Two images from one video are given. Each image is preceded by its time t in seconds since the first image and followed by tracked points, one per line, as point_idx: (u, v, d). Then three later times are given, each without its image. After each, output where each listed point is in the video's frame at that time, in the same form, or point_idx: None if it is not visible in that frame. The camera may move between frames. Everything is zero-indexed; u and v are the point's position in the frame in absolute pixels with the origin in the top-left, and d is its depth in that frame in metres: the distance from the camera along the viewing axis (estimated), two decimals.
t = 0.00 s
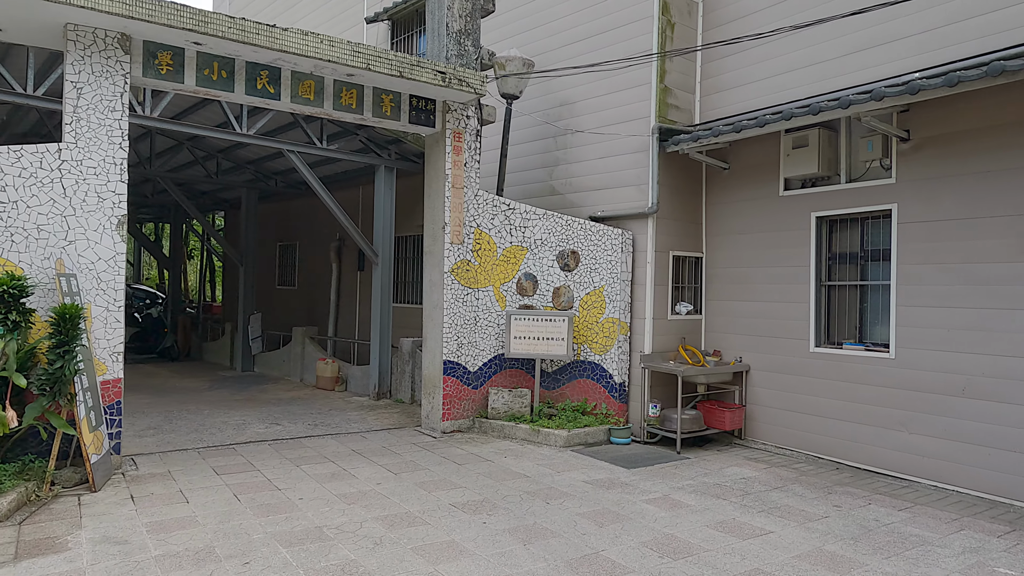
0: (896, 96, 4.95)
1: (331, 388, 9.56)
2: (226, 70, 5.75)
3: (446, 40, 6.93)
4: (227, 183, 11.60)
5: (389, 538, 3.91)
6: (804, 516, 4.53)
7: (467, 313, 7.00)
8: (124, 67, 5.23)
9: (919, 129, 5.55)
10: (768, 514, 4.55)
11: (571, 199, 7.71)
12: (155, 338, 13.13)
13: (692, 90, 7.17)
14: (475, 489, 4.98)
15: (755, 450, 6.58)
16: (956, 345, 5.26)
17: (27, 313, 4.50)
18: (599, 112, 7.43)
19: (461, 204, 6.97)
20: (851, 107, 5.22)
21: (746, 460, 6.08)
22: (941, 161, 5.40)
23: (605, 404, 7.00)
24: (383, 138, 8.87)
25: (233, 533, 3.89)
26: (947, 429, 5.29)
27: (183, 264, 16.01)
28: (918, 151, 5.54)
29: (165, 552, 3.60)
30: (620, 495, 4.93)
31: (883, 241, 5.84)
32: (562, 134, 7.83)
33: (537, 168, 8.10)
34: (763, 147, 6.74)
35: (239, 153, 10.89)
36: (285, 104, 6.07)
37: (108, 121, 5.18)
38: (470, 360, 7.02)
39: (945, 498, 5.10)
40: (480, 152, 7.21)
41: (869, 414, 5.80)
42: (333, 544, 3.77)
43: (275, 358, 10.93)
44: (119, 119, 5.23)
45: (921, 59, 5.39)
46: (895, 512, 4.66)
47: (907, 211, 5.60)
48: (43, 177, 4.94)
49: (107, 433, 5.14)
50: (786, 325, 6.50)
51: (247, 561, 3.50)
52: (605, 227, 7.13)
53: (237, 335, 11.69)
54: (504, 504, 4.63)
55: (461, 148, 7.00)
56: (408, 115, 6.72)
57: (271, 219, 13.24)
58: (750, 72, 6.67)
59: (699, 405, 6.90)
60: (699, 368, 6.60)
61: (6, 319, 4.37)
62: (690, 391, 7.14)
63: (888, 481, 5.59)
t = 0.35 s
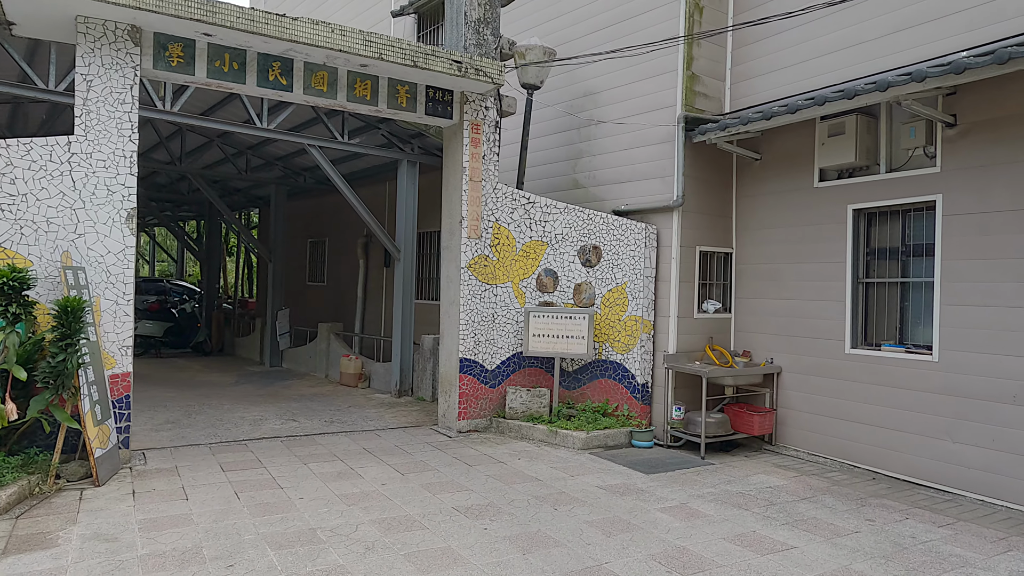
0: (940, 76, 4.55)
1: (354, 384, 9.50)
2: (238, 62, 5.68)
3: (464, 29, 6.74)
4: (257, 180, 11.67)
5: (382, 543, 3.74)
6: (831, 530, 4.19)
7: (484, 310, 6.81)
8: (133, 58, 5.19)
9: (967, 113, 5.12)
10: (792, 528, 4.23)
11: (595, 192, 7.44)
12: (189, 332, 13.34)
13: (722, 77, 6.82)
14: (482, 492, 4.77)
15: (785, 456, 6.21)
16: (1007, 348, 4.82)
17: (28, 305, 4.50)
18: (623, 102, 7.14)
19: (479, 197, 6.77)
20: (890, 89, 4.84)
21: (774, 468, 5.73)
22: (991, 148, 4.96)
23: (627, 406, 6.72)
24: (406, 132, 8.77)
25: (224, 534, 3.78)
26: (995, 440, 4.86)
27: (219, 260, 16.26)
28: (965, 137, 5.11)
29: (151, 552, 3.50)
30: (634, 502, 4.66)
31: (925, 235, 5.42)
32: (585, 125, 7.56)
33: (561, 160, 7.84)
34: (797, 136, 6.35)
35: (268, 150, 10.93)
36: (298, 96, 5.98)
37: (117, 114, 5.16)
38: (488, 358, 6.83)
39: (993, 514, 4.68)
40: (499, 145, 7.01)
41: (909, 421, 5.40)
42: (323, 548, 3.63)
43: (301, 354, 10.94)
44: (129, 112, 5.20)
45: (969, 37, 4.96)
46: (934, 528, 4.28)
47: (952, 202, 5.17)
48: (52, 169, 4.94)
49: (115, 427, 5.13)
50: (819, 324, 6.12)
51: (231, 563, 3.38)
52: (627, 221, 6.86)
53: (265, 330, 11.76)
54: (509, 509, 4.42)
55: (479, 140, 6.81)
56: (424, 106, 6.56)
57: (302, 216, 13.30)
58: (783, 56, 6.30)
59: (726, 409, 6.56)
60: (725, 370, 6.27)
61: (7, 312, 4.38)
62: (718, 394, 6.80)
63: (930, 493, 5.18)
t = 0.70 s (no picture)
0: (940, 64, 4.29)
1: (348, 384, 9.37)
2: (215, 54, 5.54)
3: (452, 21, 6.55)
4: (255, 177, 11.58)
5: (340, 554, 3.57)
6: (818, 545, 3.97)
7: (472, 310, 6.64)
8: (106, 51, 5.07)
9: (971, 104, 4.85)
10: (777, 541, 4.01)
11: (588, 189, 7.21)
12: (189, 330, 13.27)
13: (718, 69, 6.57)
14: (456, 499, 4.60)
15: (781, 464, 5.97)
16: (1013, 353, 4.55)
17: None
18: (617, 96, 6.91)
19: (467, 193, 6.59)
20: (887, 79, 4.59)
21: (767, 476, 5.50)
22: (996, 141, 4.69)
23: (617, 409, 6.50)
24: (399, 128, 8.54)
25: (178, 542, 3.64)
26: (999, 450, 4.60)
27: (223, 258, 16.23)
28: (969, 130, 4.84)
29: (98, 561, 3.37)
30: (614, 512, 4.46)
31: (928, 233, 5.15)
32: (579, 120, 7.34)
33: (553, 156, 7.63)
34: (795, 131, 6.10)
35: (264, 147, 10.82)
36: (278, 90, 5.83)
37: (89, 108, 5.04)
38: (475, 359, 6.65)
39: (996, 528, 4.42)
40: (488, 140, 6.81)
41: (908, 428, 5.14)
42: (278, 559, 3.47)
43: (297, 353, 10.84)
44: (101, 105, 5.08)
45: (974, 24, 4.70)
46: (930, 544, 4.04)
47: (955, 198, 4.90)
48: (21, 164, 4.83)
49: (85, 428, 5.01)
50: (818, 326, 5.87)
51: (178, 575, 3.23)
52: (619, 218, 6.60)
53: (263, 329, 11.68)
54: (481, 518, 4.24)
55: (467, 134, 6.62)
56: (409, 100, 6.40)
57: (301, 214, 13.18)
58: (781, 47, 6.05)
59: (721, 413, 6.32)
60: (719, 373, 6.03)
61: None
62: (712, 397, 6.57)
63: (929, 505, 4.92)
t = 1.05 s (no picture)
0: (941, 45, 4.05)
1: (343, 380, 9.24)
2: (194, 41, 5.42)
3: (441, 8, 6.37)
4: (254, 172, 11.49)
5: (300, 556, 3.42)
6: (807, 553, 3.75)
7: (461, 305, 6.47)
8: (80, 38, 4.95)
9: (977, 91, 4.59)
10: (763, 548, 3.80)
11: (582, 182, 7.00)
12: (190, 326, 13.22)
13: (716, 57, 6.35)
14: (432, 500, 4.43)
15: (777, 466, 5.75)
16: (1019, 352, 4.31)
17: None
18: (611, 86, 6.70)
19: (456, 185, 6.41)
20: (887, 62, 4.35)
21: (762, 478, 5.28)
22: (1002, 129, 4.44)
23: (610, 408, 6.30)
24: (394, 121, 8.43)
25: (133, 541, 3.50)
26: (1005, 454, 4.35)
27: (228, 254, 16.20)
28: (974, 118, 4.59)
29: (46, 561, 3.24)
30: (596, 514, 4.27)
31: (932, 226, 4.91)
32: (574, 111, 7.13)
33: (548, 147, 7.43)
34: (794, 121, 5.86)
35: (262, 140, 10.72)
36: (259, 78, 5.69)
37: (63, 95, 4.93)
38: (465, 355, 6.48)
39: (1000, 537, 4.18)
40: (479, 131, 6.63)
41: (911, 430, 4.90)
42: (234, 561, 3.32)
43: (295, 349, 10.74)
44: (75, 92, 4.97)
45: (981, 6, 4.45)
46: (927, 553, 3.81)
47: (960, 189, 4.66)
48: None
49: (58, 423, 4.91)
50: (817, 324, 5.64)
51: None
52: (613, 211, 6.40)
53: (261, 325, 11.59)
54: (455, 520, 4.07)
55: (456, 125, 6.45)
56: (397, 90, 6.24)
57: (302, 209, 13.07)
58: (781, 32, 5.81)
59: (716, 413, 6.11)
60: (714, 371, 5.82)
61: None
62: (709, 396, 6.36)
63: (931, 511, 4.69)
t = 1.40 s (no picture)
0: (921, 33, 3.89)
1: (325, 378, 9.11)
2: (157, 31, 5.28)
3: None
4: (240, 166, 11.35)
5: (243, 565, 3.29)
6: (774, 563, 3.61)
7: (436, 302, 6.31)
8: (36, 27, 4.81)
9: (960, 82, 4.42)
10: (730, 557, 3.66)
11: (563, 176, 6.81)
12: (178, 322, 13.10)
13: (699, 49, 6.18)
14: (394, 504, 4.30)
15: (757, 468, 5.61)
16: (1001, 353, 4.15)
17: None
18: (592, 78, 6.53)
19: (432, 180, 6.25)
20: (865, 52, 4.18)
21: (739, 481, 5.14)
22: (986, 121, 4.27)
23: (588, 408, 6.15)
24: (374, 114, 8.21)
25: (73, 549, 3.38)
26: (985, 458, 4.20)
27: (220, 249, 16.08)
28: (957, 109, 4.42)
29: None
30: (561, 520, 4.13)
31: (914, 222, 4.74)
32: (554, 104, 6.96)
33: (529, 142, 7.26)
34: (776, 114, 5.69)
35: (246, 134, 10.58)
36: (226, 69, 5.55)
37: (18, 86, 4.79)
38: (440, 354, 6.34)
39: (980, 545, 4.04)
40: (456, 124, 6.48)
41: (891, 434, 4.74)
42: (173, 570, 3.20)
43: (280, 346, 10.62)
44: (31, 84, 4.83)
45: None
46: (901, 563, 3.67)
47: (941, 184, 4.49)
48: None
49: (14, 423, 4.78)
50: (798, 323, 5.48)
51: None
52: (592, 206, 6.25)
53: (247, 322, 11.47)
54: (413, 525, 3.93)
55: (432, 118, 6.29)
56: (370, 82, 6.10)
57: (288, 204, 12.93)
58: (763, 22, 5.64)
59: (696, 414, 5.96)
60: (693, 371, 5.67)
61: None
62: (689, 396, 6.21)
63: (911, 517, 4.54)
